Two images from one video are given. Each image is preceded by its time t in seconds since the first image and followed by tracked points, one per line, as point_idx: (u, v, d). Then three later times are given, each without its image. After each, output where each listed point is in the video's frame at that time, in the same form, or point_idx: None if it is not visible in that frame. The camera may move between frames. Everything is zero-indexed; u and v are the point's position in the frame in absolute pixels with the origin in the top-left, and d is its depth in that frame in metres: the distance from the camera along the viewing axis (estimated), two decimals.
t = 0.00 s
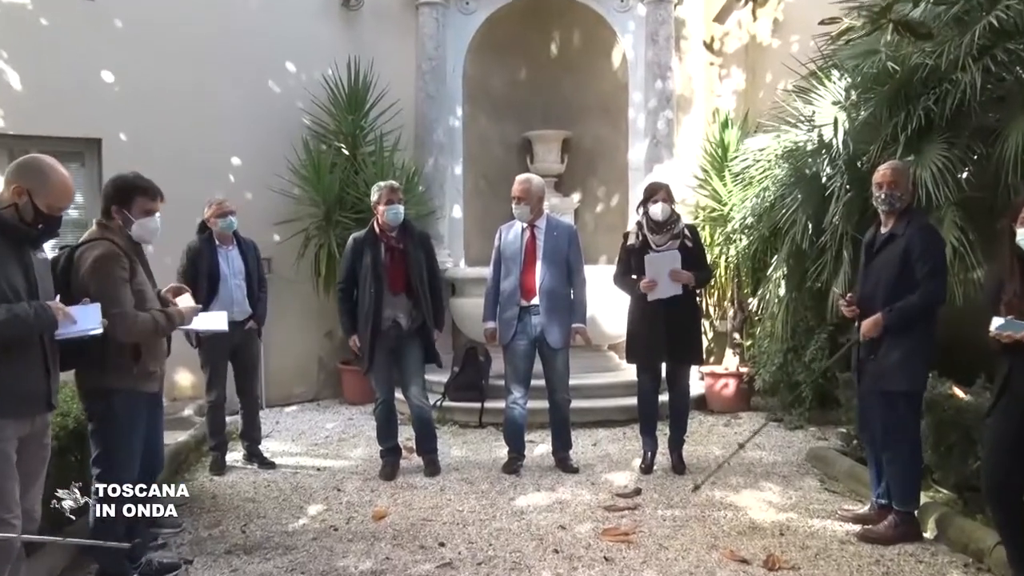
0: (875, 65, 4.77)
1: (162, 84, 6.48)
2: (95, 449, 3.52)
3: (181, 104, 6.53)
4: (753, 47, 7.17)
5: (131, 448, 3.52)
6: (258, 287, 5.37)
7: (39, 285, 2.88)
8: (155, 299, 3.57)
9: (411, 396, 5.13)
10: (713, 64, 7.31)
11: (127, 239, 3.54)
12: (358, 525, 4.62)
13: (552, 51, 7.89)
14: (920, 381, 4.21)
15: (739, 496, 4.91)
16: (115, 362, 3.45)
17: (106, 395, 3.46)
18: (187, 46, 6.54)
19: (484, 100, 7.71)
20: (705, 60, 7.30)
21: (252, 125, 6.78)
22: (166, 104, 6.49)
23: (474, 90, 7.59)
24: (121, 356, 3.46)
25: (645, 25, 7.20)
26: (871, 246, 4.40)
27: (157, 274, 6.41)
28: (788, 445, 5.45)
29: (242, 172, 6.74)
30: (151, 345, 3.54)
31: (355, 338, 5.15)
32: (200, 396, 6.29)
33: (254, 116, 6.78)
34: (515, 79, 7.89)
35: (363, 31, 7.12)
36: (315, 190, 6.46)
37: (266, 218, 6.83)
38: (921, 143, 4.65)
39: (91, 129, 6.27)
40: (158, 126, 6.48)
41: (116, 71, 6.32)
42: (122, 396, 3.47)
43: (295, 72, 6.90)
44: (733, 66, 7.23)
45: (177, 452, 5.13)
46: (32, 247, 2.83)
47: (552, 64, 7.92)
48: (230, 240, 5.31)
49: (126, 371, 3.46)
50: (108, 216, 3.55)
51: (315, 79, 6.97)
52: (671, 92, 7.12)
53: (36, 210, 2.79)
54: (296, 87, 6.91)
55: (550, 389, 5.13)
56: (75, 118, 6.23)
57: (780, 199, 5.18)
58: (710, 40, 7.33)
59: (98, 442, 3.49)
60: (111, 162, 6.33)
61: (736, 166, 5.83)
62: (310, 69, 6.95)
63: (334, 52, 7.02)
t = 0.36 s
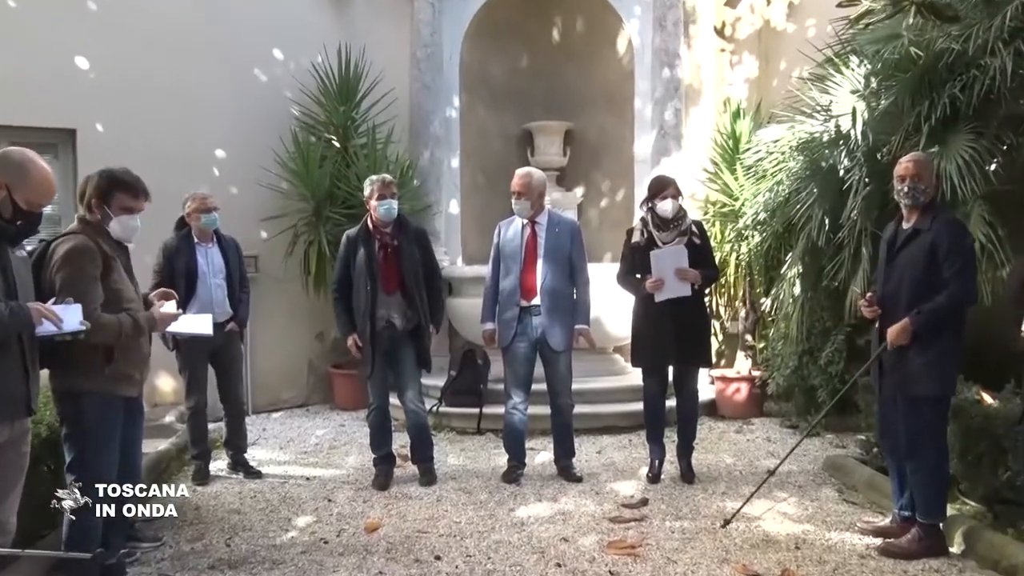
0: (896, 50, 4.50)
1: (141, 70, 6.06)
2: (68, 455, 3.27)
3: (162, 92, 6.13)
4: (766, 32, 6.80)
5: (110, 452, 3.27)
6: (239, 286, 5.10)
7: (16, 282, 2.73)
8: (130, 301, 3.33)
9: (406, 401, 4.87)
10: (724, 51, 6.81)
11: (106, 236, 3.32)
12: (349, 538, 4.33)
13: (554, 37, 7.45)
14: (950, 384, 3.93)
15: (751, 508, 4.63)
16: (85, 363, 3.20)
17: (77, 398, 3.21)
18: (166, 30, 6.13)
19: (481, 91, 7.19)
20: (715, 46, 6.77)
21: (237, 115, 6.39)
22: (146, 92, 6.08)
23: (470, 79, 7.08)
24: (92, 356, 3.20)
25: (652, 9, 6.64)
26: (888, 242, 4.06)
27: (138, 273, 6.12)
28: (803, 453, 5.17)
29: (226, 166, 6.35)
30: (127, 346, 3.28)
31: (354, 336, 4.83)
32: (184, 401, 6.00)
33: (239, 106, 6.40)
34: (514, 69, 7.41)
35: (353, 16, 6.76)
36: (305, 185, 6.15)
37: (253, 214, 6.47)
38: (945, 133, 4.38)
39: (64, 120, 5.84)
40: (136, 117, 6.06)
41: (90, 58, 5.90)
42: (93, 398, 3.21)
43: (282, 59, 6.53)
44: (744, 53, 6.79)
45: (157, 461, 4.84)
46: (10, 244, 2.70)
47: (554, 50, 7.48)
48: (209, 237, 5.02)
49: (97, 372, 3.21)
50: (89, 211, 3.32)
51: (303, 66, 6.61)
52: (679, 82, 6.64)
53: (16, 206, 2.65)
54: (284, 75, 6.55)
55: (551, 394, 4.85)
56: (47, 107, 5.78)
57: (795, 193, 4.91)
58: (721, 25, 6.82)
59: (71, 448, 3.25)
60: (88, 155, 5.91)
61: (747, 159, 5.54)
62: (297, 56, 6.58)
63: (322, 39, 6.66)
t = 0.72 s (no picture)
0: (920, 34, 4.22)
1: (119, 57, 5.73)
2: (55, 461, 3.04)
3: (141, 80, 5.81)
4: (782, 16, 6.39)
5: (94, 451, 3.03)
6: (225, 284, 4.83)
7: None
8: (114, 296, 3.11)
9: (405, 409, 4.62)
10: (737, 37, 6.40)
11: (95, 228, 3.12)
12: (340, 551, 4.04)
13: (556, 21, 6.91)
14: (979, 390, 3.57)
15: (765, 519, 4.34)
16: (63, 360, 2.97)
17: (55, 400, 2.97)
18: (147, 14, 5.80)
19: (479, 78, 6.68)
20: (726, 32, 6.38)
21: (221, 104, 6.08)
22: (124, 79, 5.75)
23: (468, 66, 6.59)
24: (72, 352, 2.98)
25: None
26: (911, 234, 3.77)
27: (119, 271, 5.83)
28: (820, 462, 4.88)
29: (211, 158, 6.06)
30: (107, 344, 3.02)
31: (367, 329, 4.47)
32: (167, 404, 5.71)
33: (225, 95, 6.09)
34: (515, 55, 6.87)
35: None
36: (292, 178, 5.81)
37: (238, 208, 6.16)
38: (973, 122, 4.14)
39: (38, 107, 5.51)
40: (115, 106, 5.74)
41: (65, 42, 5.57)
42: (71, 399, 2.98)
43: (269, 44, 6.21)
44: (758, 39, 6.36)
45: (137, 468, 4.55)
46: None
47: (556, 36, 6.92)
48: (193, 234, 4.73)
49: (75, 370, 2.98)
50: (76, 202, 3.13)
51: (292, 52, 6.29)
52: (689, 69, 6.22)
53: None
54: (271, 61, 6.23)
55: (554, 399, 4.58)
56: (20, 93, 5.45)
57: (811, 186, 4.64)
58: (733, 9, 6.42)
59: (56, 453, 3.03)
60: (61, 148, 5.60)
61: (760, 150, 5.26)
62: (286, 42, 6.27)
63: (312, 24, 6.33)
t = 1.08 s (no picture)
0: (948, 16, 3.95)
1: (94, 41, 5.31)
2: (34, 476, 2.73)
3: (119, 65, 5.39)
4: None
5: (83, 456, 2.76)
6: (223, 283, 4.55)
7: None
8: (99, 294, 2.83)
9: (402, 413, 4.34)
10: (751, 20, 6.00)
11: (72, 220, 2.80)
12: (331, 565, 3.73)
13: (560, 4, 6.54)
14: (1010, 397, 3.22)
15: (781, 532, 4.03)
16: (47, 362, 2.68)
17: (37, 405, 2.68)
18: None
19: (479, 64, 6.31)
20: (740, 14, 5.95)
21: (204, 91, 5.66)
22: (99, 64, 5.34)
23: (466, 52, 6.22)
24: (56, 353, 2.69)
25: None
26: (936, 229, 3.43)
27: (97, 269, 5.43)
28: (838, 472, 4.59)
29: (194, 149, 5.63)
30: (93, 344, 2.74)
31: (361, 329, 4.21)
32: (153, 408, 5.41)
33: (207, 81, 5.66)
34: (516, 40, 6.51)
35: None
36: (280, 170, 5.47)
37: (223, 203, 5.71)
38: (1004, 111, 3.86)
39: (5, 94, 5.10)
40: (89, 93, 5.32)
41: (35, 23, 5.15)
42: (55, 405, 2.69)
43: (256, 28, 5.79)
44: (773, 22, 6.02)
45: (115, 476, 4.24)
46: None
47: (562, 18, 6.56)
48: (193, 228, 4.48)
49: (58, 373, 2.69)
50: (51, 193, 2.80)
51: (280, 37, 5.88)
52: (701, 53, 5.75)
53: None
54: (258, 46, 5.81)
55: (556, 404, 4.30)
56: None
57: (829, 179, 4.37)
58: None
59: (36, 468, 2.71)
60: (33, 141, 5.18)
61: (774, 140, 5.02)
62: (273, 25, 5.85)
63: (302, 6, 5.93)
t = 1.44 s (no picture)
0: None
1: (64, 23, 4.85)
2: None
3: (92, 49, 4.93)
4: None
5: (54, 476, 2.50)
6: (221, 288, 4.06)
7: None
8: (74, 301, 2.57)
9: (397, 419, 4.06)
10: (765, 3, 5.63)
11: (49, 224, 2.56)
12: None
13: None
14: None
15: (797, 549, 3.73)
16: (22, 374, 2.43)
17: (7, 421, 2.42)
18: None
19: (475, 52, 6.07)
20: None
21: (184, 79, 5.22)
22: (71, 48, 4.87)
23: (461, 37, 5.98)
24: (30, 367, 2.45)
25: None
26: (961, 226, 3.12)
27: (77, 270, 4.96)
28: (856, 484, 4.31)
29: (172, 140, 5.20)
30: (69, 355, 2.51)
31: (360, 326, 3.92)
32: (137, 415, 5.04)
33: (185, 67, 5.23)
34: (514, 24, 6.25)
35: None
36: (267, 163, 5.10)
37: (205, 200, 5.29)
38: None
39: None
40: (59, 79, 4.85)
41: None
42: (27, 421, 2.43)
43: (239, 13, 5.39)
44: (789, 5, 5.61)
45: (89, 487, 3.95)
46: None
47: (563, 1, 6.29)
48: (196, 227, 3.99)
49: (31, 386, 2.44)
50: (26, 191, 2.55)
51: (264, 23, 5.48)
52: (712, 40, 5.45)
53: None
54: (241, 33, 5.41)
55: (558, 411, 4.03)
56: None
57: (850, 172, 4.11)
58: None
59: None
60: None
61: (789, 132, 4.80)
62: (257, 11, 5.46)
63: None
